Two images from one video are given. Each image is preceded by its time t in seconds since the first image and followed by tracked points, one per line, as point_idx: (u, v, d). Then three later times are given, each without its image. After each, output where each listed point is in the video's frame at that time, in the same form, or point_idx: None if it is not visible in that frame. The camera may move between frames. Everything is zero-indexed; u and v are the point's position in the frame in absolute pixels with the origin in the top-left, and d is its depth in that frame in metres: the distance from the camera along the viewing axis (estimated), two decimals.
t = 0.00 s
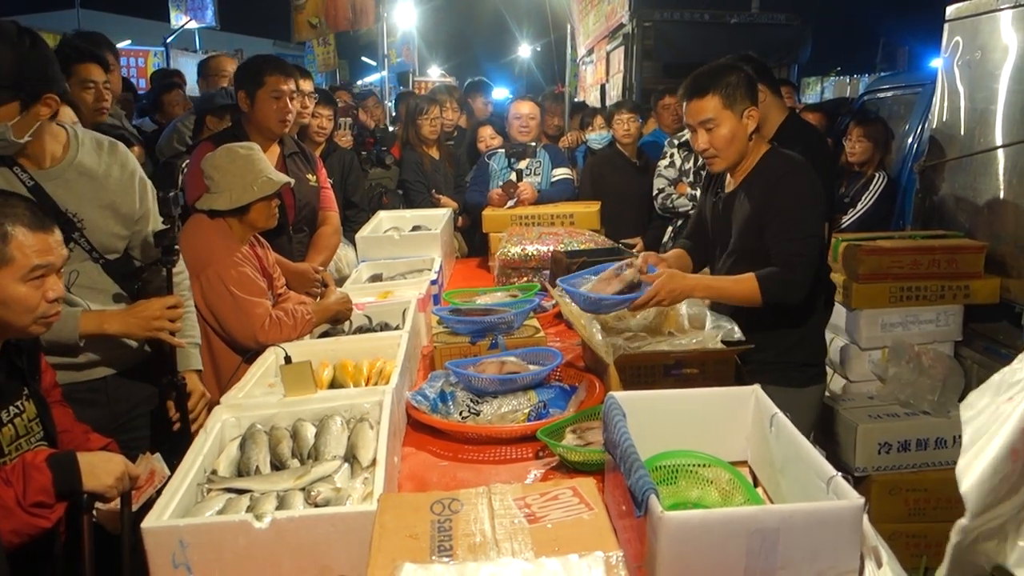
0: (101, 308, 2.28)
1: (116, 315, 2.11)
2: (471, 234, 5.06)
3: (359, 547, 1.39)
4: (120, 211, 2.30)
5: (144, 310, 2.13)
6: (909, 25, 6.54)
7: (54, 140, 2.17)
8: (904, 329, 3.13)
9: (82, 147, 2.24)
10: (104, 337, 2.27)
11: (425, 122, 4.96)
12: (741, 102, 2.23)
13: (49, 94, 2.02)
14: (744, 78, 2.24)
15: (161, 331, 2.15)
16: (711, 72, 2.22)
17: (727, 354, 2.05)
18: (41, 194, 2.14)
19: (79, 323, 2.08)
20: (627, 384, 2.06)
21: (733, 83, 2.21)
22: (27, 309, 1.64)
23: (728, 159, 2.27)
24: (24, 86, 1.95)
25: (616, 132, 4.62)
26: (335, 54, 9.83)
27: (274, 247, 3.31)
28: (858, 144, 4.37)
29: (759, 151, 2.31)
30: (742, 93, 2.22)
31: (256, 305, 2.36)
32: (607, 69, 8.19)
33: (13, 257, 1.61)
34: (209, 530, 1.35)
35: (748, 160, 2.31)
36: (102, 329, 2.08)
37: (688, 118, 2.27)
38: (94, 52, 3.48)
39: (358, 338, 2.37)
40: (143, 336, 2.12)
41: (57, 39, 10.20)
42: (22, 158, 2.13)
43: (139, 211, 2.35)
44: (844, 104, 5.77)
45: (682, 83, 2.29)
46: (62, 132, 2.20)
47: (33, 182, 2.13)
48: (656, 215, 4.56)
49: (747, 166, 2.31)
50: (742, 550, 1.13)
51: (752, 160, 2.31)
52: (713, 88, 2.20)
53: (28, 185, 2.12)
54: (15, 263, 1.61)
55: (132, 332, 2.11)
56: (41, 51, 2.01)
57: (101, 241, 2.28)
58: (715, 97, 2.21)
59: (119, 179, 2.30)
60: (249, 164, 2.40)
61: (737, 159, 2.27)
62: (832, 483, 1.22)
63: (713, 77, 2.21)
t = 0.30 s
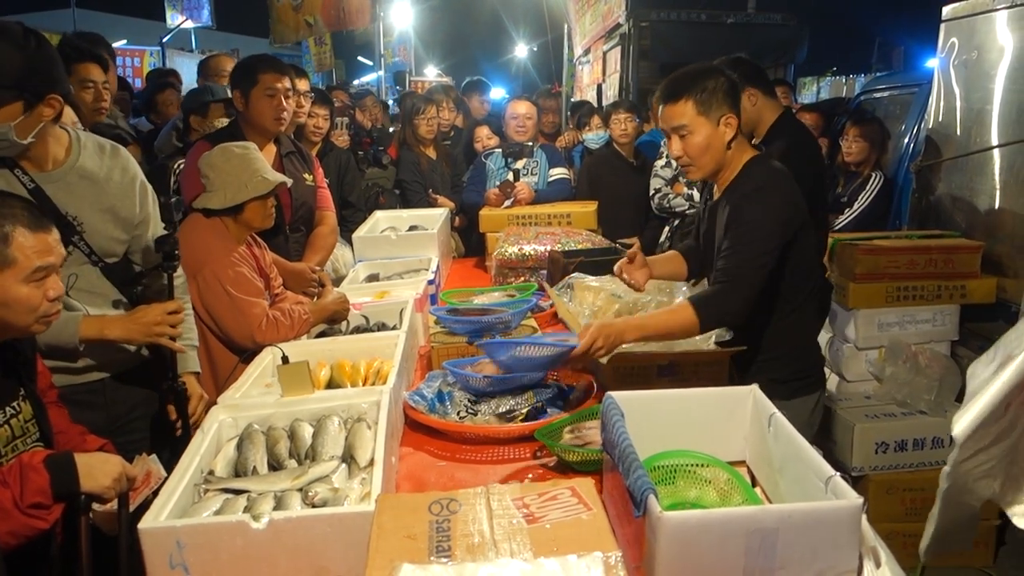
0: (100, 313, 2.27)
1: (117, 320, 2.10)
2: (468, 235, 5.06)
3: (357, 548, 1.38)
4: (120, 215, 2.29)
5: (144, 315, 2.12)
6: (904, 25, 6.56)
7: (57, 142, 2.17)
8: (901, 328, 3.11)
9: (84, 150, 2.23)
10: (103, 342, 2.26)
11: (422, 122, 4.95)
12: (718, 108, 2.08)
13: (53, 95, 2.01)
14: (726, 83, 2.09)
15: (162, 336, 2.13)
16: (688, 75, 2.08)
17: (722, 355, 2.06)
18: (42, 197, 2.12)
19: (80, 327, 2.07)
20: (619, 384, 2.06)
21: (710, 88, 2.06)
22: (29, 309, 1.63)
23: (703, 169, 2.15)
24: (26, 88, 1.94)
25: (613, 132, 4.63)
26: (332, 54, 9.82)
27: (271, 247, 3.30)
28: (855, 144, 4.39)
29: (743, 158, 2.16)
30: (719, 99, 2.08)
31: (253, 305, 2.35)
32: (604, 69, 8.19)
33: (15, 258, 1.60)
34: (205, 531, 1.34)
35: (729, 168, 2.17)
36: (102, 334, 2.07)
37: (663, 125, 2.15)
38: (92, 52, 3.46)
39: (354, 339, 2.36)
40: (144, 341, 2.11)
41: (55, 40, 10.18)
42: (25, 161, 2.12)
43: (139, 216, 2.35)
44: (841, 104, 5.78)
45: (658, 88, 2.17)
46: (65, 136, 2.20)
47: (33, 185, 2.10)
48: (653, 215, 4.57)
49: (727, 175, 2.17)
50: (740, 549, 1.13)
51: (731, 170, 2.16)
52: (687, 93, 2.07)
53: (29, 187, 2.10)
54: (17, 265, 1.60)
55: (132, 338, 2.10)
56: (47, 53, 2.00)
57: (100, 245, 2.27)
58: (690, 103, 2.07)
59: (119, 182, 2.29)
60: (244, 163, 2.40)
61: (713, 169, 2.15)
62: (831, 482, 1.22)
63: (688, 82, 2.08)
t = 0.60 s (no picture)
0: (99, 315, 2.26)
1: (118, 321, 2.09)
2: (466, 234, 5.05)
3: (355, 548, 1.38)
4: (122, 217, 2.28)
5: (146, 317, 2.10)
6: (902, 25, 6.56)
7: (61, 144, 2.17)
8: (899, 329, 3.14)
9: (87, 152, 2.22)
10: (103, 344, 2.25)
11: (420, 121, 4.94)
12: (672, 127, 1.92)
13: (58, 100, 2.00)
14: (685, 97, 1.94)
15: (165, 338, 2.12)
16: (643, 95, 1.94)
17: (719, 355, 2.06)
18: (45, 199, 2.12)
19: (80, 328, 2.06)
20: (618, 384, 2.06)
21: (659, 109, 1.91)
22: (31, 309, 1.63)
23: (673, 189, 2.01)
24: (32, 92, 1.93)
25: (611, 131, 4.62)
26: (329, 53, 9.82)
27: (268, 247, 3.29)
28: (853, 144, 4.39)
29: (713, 172, 1.97)
30: (671, 120, 1.91)
31: (250, 305, 2.34)
32: (602, 69, 8.17)
33: (17, 258, 1.59)
34: (202, 531, 1.34)
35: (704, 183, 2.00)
36: (104, 335, 2.07)
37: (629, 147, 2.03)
38: (95, 50, 3.42)
39: (351, 339, 2.36)
40: (147, 342, 2.09)
41: (53, 38, 10.17)
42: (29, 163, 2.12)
43: (141, 219, 2.34)
44: (839, 104, 5.78)
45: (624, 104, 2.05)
46: (69, 138, 2.19)
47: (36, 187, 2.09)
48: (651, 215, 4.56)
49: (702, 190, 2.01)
50: (739, 550, 1.13)
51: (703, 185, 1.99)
52: (644, 114, 1.91)
53: (32, 189, 2.09)
54: (20, 265, 1.60)
55: (134, 339, 2.08)
56: (48, 57, 1.98)
57: (102, 248, 2.26)
58: (641, 129, 1.93)
59: (122, 186, 2.28)
60: (240, 161, 2.40)
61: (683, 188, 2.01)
62: (830, 483, 1.22)
63: (638, 104, 1.93)
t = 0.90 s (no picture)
0: (102, 311, 2.25)
1: (121, 318, 2.09)
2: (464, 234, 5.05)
3: (353, 548, 1.38)
4: (122, 217, 2.28)
5: (149, 312, 2.10)
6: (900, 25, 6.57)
7: (61, 144, 2.16)
8: (898, 329, 3.18)
9: (87, 151, 2.23)
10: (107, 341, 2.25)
11: (418, 121, 4.94)
12: (643, 141, 2.03)
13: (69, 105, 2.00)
14: (654, 109, 2.04)
15: (167, 334, 2.12)
16: (615, 121, 2.09)
17: (717, 355, 2.07)
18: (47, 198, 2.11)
19: (84, 324, 2.05)
20: (618, 384, 2.06)
21: (628, 128, 2.05)
22: (32, 309, 1.62)
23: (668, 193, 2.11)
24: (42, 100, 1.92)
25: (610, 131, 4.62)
26: (327, 53, 9.81)
27: (267, 247, 3.29)
28: (852, 144, 4.39)
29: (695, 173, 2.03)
30: (640, 134, 2.02)
31: (249, 305, 2.34)
32: (600, 69, 8.18)
33: (19, 259, 1.59)
34: (200, 531, 1.34)
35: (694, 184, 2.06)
36: (107, 331, 2.06)
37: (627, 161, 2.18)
38: (93, 49, 3.42)
39: (350, 339, 2.35)
40: (149, 339, 2.09)
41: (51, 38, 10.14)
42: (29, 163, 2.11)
43: (140, 217, 2.34)
44: (837, 104, 5.78)
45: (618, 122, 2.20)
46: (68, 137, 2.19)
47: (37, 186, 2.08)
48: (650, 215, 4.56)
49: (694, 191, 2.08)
50: (738, 550, 1.13)
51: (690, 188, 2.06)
52: (617, 137, 2.06)
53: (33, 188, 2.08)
54: (22, 265, 1.59)
55: (137, 336, 2.08)
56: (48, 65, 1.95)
57: (102, 247, 2.25)
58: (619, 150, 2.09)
59: (121, 184, 2.28)
60: (237, 160, 2.39)
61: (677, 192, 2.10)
62: (828, 483, 1.22)
63: (615, 126, 2.08)
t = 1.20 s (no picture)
0: (105, 310, 2.26)
1: (125, 317, 2.08)
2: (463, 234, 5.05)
3: (353, 548, 1.38)
4: (115, 213, 2.30)
5: (151, 312, 2.10)
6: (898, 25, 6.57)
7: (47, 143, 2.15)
8: (897, 329, 3.17)
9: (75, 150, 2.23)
10: (108, 340, 2.26)
11: (418, 121, 4.94)
12: (666, 130, 2.18)
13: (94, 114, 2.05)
14: (670, 102, 2.21)
15: (170, 332, 2.12)
16: (633, 115, 2.22)
17: (717, 354, 2.07)
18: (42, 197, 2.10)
19: (87, 323, 2.06)
20: (617, 384, 2.06)
21: (651, 119, 2.18)
22: (31, 309, 1.62)
23: (683, 181, 2.26)
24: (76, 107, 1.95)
25: (610, 131, 4.61)
26: (326, 53, 9.81)
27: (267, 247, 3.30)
28: (856, 144, 4.38)
29: (711, 157, 2.21)
30: (662, 123, 2.17)
31: (249, 304, 2.34)
32: (600, 69, 8.18)
33: (18, 259, 1.59)
34: (201, 531, 1.34)
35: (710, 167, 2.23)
36: (110, 330, 2.06)
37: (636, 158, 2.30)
38: (93, 52, 3.47)
39: (350, 339, 2.36)
40: (153, 338, 2.09)
41: (49, 38, 10.13)
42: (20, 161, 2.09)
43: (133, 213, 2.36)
44: (837, 104, 5.79)
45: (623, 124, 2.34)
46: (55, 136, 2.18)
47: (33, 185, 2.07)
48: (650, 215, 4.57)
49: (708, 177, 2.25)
50: (738, 549, 1.13)
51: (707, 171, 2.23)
52: (638, 128, 2.19)
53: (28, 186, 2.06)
54: (21, 265, 1.60)
55: (140, 334, 2.08)
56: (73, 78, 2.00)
57: (97, 246, 2.26)
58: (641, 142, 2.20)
59: (111, 182, 2.30)
60: (237, 161, 2.39)
61: (694, 179, 2.25)
62: (828, 482, 1.23)
63: (635, 121, 2.20)
